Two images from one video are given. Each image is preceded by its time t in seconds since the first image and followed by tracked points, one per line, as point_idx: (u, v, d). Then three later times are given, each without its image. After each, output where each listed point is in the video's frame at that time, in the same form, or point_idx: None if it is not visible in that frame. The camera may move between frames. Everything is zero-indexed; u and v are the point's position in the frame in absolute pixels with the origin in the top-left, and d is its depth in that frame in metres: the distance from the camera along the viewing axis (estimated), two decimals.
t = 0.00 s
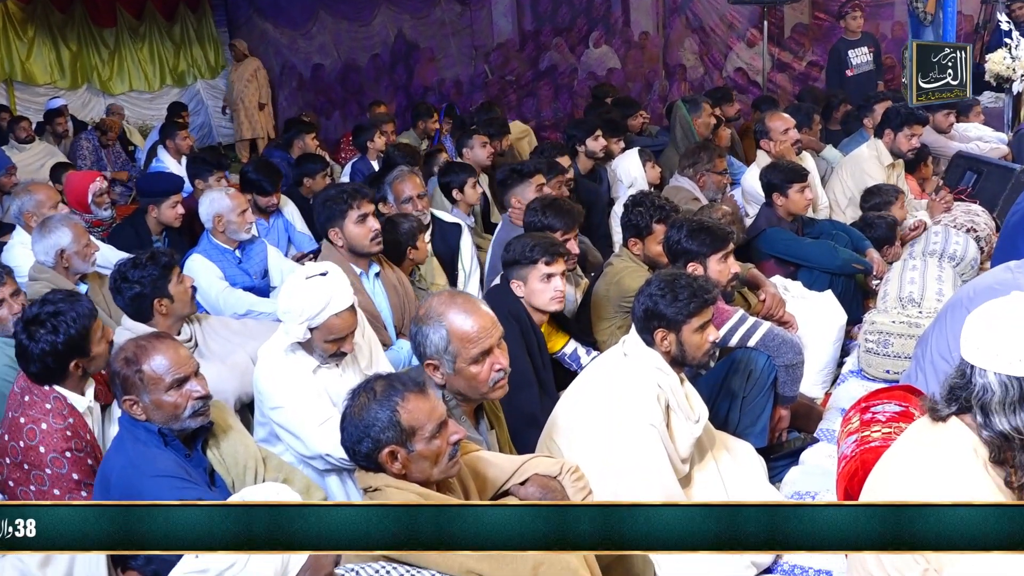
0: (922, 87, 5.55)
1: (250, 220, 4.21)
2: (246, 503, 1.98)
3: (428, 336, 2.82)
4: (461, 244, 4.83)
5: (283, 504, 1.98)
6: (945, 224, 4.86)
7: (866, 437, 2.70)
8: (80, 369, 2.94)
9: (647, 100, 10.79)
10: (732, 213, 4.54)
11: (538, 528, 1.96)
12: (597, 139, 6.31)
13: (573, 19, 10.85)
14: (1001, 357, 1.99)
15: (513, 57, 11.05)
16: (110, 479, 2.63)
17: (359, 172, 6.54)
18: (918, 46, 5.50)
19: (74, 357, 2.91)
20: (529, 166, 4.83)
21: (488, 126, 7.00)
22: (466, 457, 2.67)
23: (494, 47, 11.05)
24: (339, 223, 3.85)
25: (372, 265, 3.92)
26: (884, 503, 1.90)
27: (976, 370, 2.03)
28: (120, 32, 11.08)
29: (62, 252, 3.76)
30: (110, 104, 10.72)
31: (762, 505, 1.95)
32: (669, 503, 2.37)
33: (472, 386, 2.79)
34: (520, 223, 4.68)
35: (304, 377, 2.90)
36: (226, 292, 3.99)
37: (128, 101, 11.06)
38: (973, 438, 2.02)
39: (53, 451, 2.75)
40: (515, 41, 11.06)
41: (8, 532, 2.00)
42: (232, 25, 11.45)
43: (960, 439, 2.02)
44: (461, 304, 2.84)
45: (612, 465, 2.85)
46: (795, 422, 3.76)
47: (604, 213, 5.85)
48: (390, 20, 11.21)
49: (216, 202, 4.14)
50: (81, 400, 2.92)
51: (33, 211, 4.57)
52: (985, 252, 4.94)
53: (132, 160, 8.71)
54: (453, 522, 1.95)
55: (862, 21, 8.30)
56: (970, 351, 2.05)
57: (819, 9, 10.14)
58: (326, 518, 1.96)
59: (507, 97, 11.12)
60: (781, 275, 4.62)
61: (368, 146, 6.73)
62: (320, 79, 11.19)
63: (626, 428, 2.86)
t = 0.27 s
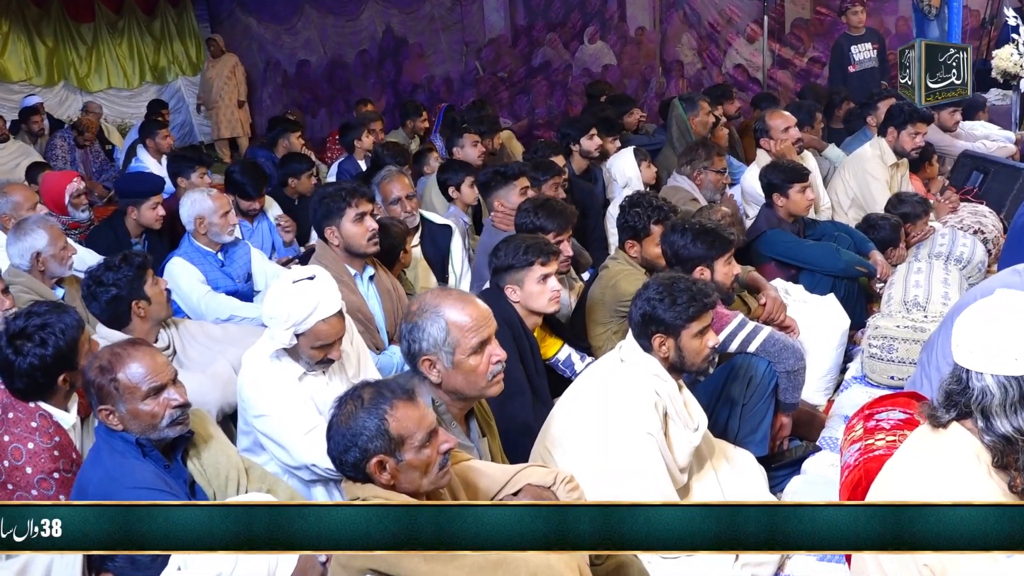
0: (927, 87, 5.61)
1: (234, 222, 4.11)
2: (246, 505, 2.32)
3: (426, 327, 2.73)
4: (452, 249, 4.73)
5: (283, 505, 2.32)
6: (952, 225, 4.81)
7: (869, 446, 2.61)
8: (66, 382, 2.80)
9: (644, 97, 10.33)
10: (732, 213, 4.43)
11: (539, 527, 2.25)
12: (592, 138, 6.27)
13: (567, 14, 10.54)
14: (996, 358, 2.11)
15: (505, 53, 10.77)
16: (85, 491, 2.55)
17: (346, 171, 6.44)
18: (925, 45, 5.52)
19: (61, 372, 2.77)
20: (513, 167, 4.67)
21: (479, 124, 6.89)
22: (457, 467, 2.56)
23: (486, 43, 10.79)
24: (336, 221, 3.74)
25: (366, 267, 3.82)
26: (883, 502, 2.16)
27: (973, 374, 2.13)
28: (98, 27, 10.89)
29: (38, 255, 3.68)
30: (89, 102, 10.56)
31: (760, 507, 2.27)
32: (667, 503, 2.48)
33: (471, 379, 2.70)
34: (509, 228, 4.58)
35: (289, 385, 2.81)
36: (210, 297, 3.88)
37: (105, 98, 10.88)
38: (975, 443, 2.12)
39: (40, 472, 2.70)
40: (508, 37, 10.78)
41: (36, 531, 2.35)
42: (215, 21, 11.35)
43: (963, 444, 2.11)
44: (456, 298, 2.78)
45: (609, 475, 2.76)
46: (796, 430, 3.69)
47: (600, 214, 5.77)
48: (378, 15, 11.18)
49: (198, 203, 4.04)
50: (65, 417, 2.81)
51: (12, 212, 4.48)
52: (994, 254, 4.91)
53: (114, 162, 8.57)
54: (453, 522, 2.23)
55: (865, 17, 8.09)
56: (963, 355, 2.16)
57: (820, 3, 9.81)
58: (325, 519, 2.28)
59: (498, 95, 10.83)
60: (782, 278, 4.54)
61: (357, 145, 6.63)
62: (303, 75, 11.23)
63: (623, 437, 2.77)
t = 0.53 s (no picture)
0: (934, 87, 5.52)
1: (218, 224, 4.03)
2: (245, 505, 2.21)
3: (428, 320, 2.65)
4: (443, 251, 4.64)
5: (283, 505, 2.20)
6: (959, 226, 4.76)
7: (874, 454, 2.53)
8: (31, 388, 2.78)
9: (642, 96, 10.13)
10: (731, 213, 4.35)
11: (538, 527, 2.18)
12: (587, 138, 6.15)
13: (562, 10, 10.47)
14: (995, 362, 2.05)
15: (498, 49, 10.60)
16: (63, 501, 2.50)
17: (332, 172, 6.37)
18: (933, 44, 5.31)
19: (25, 376, 2.76)
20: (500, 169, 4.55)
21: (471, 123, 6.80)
22: (448, 476, 2.47)
23: (478, 39, 10.58)
24: (330, 221, 3.64)
25: (359, 270, 3.74)
26: (885, 504, 2.09)
27: (970, 379, 2.07)
28: (78, 23, 10.62)
29: (16, 259, 3.62)
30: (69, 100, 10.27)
31: (760, 507, 2.19)
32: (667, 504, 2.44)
33: (474, 373, 2.63)
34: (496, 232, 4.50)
35: (276, 392, 2.72)
36: (194, 302, 3.82)
37: (87, 98, 10.57)
38: (976, 448, 2.05)
39: (6, 480, 2.56)
40: (501, 33, 10.62)
41: (62, 532, 2.24)
42: (198, 16, 10.96)
43: (965, 451, 2.05)
44: (450, 296, 2.70)
45: (606, 485, 2.68)
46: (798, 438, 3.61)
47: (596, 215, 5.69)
48: (367, 11, 10.84)
49: (181, 205, 3.95)
50: (34, 425, 2.76)
51: None
52: (1002, 256, 4.86)
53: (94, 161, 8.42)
54: (453, 522, 2.16)
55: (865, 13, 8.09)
56: (960, 360, 2.09)
57: None
58: (326, 519, 2.16)
59: (491, 92, 10.66)
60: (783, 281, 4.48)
61: (345, 144, 6.54)
62: (292, 73, 10.91)
63: (621, 446, 2.69)
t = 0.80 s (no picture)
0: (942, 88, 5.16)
1: (205, 227, 3.94)
2: (247, 505, 2.24)
3: (432, 320, 2.56)
4: (438, 254, 4.52)
5: (283, 505, 2.22)
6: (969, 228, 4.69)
7: (881, 463, 2.45)
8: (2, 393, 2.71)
9: (641, 93, 10.07)
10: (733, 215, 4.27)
11: (539, 527, 2.21)
12: (586, 137, 6.09)
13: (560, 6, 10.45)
14: (1003, 368, 2.07)
15: (494, 46, 10.51)
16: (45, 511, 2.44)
17: (323, 173, 6.28)
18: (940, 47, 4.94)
19: None
20: (493, 170, 4.51)
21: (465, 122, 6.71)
22: (442, 485, 2.38)
23: (473, 36, 10.51)
24: (323, 222, 3.56)
25: (351, 274, 3.65)
26: (885, 504, 2.15)
27: (980, 386, 2.10)
28: (60, 20, 10.38)
29: None
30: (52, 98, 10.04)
31: (760, 507, 2.23)
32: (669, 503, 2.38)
33: (475, 374, 2.55)
34: (490, 234, 4.42)
35: (264, 400, 2.64)
36: (180, 306, 3.73)
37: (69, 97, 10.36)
38: (985, 456, 2.10)
39: None
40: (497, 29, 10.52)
41: (85, 531, 2.27)
42: (184, 11, 10.76)
43: (975, 458, 2.09)
44: (447, 297, 2.61)
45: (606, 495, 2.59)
46: (803, 446, 3.53)
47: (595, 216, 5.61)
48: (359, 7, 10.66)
49: (168, 206, 3.89)
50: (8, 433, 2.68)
51: None
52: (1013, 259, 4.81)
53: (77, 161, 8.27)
54: (453, 522, 2.16)
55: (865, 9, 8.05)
56: (968, 365, 2.12)
57: None
58: (326, 519, 2.16)
59: (487, 91, 10.59)
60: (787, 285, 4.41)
61: (336, 145, 6.45)
62: (280, 69, 10.75)
63: (621, 454, 2.61)
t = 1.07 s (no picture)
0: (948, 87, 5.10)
1: (189, 229, 3.86)
2: (247, 504, 2.11)
3: (428, 323, 2.46)
4: (430, 256, 4.42)
5: (285, 504, 2.08)
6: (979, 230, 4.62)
7: (887, 473, 2.36)
8: None
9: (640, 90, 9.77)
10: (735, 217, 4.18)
11: (538, 527, 2.10)
12: (582, 136, 6.02)
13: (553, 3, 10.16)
14: (1017, 374, 2.01)
15: (487, 42, 10.31)
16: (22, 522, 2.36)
17: (311, 172, 6.20)
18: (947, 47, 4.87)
19: None
20: (490, 168, 4.43)
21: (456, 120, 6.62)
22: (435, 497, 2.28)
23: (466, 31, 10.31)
24: (305, 225, 3.48)
25: (336, 278, 3.56)
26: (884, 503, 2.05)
27: (993, 393, 2.03)
28: (39, 14, 10.42)
29: None
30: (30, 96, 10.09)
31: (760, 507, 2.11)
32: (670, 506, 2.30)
33: (472, 380, 2.46)
34: (488, 234, 4.32)
35: (251, 407, 2.56)
36: (162, 311, 3.65)
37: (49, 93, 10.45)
38: (998, 467, 2.03)
39: None
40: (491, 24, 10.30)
41: (111, 531, 2.16)
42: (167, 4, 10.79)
43: (988, 468, 2.02)
44: (440, 302, 2.52)
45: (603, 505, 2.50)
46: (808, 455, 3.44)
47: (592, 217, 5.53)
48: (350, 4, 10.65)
49: (149, 208, 3.79)
50: None
51: None
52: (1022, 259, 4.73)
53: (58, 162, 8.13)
54: (453, 522, 2.07)
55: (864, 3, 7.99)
56: (980, 372, 2.06)
57: None
58: (327, 518, 2.03)
59: (480, 88, 10.40)
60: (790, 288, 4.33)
61: (324, 144, 6.37)
62: (267, 65, 10.72)
63: (620, 463, 2.52)
